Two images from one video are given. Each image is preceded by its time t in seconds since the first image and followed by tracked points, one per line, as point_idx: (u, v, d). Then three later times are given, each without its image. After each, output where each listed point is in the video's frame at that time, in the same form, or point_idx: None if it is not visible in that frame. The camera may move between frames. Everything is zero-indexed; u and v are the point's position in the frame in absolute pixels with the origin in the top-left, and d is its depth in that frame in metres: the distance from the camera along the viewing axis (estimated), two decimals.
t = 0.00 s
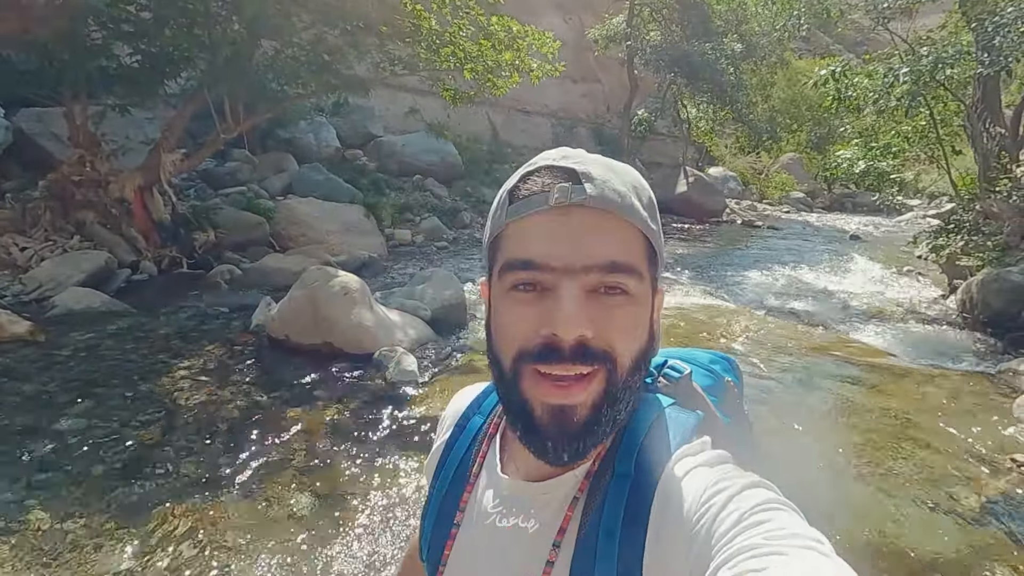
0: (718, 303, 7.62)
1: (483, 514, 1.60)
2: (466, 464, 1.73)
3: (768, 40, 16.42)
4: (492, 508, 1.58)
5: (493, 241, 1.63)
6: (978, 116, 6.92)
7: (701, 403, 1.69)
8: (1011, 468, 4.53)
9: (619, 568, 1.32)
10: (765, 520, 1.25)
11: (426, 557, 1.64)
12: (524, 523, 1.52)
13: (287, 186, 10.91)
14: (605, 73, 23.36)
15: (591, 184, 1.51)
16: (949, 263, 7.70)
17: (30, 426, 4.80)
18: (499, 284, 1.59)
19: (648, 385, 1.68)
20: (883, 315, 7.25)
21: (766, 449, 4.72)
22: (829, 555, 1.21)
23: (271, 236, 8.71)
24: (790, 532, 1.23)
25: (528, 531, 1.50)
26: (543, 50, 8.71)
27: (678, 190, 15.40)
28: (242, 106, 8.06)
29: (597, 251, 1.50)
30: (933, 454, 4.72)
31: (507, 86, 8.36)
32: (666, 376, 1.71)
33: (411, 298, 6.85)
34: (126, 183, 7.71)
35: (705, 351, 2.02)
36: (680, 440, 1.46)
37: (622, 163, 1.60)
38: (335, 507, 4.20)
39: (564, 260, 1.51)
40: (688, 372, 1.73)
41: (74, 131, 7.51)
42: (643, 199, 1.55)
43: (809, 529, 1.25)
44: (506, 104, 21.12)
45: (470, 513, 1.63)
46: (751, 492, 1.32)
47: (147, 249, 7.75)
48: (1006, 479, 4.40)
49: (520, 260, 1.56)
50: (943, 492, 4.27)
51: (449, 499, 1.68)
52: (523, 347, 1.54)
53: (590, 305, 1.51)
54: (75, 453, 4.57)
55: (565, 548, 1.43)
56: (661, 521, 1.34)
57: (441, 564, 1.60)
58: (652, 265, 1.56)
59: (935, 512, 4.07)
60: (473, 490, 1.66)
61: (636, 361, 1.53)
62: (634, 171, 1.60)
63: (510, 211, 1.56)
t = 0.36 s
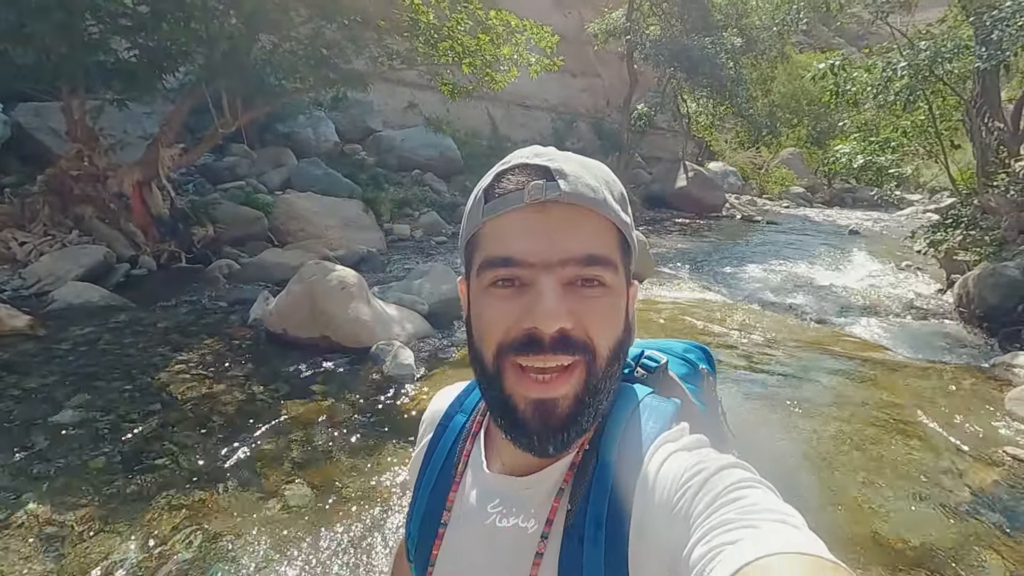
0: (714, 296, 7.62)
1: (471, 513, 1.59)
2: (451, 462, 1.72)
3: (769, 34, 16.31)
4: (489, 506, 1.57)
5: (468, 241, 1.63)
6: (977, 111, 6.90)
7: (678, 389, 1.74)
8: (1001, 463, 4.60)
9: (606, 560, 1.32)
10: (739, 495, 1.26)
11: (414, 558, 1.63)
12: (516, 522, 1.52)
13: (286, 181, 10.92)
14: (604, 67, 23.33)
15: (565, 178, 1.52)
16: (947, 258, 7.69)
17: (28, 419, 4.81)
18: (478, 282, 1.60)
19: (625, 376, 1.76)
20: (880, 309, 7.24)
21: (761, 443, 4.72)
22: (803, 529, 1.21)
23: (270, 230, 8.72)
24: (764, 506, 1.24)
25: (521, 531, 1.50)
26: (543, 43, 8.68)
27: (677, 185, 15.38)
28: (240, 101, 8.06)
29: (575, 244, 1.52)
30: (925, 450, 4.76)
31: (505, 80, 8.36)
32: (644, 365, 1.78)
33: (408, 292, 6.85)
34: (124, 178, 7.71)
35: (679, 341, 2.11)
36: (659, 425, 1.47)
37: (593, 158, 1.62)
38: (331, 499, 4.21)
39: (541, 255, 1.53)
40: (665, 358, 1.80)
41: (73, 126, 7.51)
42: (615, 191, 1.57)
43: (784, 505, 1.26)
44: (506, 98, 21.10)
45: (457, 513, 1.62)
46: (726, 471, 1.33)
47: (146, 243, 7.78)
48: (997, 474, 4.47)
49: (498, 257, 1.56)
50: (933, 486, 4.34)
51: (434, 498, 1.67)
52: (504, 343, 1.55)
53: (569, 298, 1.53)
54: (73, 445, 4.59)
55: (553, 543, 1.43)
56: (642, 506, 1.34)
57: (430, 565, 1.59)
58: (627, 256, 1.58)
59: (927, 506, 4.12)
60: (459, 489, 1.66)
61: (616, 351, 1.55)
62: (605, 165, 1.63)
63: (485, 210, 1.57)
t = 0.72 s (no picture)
0: (714, 291, 7.61)
1: (471, 508, 1.59)
2: (449, 455, 1.71)
3: (771, 26, 16.16)
4: (489, 504, 1.57)
5: (470, 238, 1.63)
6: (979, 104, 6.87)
7: (679, 382, 1.74)
8: (1000, 455, 4.61)
9: (609, 558, 1.32)
10: (743, 491, 1.26)
11: (411, 553, 1.63)
12: (516, 519, 1.52)
13: (286, 175, 10.90)
14: (605, 61, 23.35)
15: (569, 176, 1.51)
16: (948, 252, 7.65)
17: (29, 413, 4.81)
18: (480, 281, 1.59)
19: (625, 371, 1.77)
20: (880, 304, 7.23)
21: (760, 438, 4.72)
22: (805, 524, 1.23)
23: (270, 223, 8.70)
24: (768, 500, 1.25)
25: (522, 528, 1.50)
26: (543, 37, 8.68)
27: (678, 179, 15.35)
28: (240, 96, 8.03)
29: (578, 244, 1.52)
30: (924, 443, 4.76)
31: (505, 73, 8.35)
32: (643, 358, 1.78)
33: (408, 286, 6.84)
34: (124, 172, 7.72)
35: (675, 333, 2.13)
36: (662, 422, 1.47)
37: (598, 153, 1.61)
38: (333, 492, 4.22)
39: (544, 255, 1.52)
40: (665, 351, 1.80)
41: (72, 120, 7.49)
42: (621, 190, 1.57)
43: (785, 500, 1.27)
44: (506, 92, 21.05)
45: (456, 507, 1.62)
46: (729, 465, 1.33)
47: (146, 238, 7.77)
48: (996, 467, 4.49)
49: (500, 256, 1.55)
50: (932, 479, 4.36)
51: (432, 491, 1.66)
52: (505, 344, 1.54)
53: (572, 299, 1.52)
54: (75, 439, 4.60)
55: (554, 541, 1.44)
56: (645, 503, 1.34)
57: (428, 560, 1.58)
58: (631, 256, 1.58)
59: (926, 499, 4.14)
60: (458, 484, 1.65)
61: (618, 353, 1.55)
62: (610, 159, 1.62)
63: (487, 208, 1.56)
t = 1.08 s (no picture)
0: (714, 286, 7.60)
1: (469, 512, 1.58)
2: (445, 461, 1.71)
3: (773, 19, 16.10)
4: (488, 505, 1.56)
5: (472, 244, 1.59)
6: (981, 99, 6.85)
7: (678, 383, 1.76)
8: (999, 451, 4.62)
9: (612, 563, 1.31)
10: (749, 498, 1.28)
11: (408, 559, 1.62)
12: (515, 521, 1.52)
13: (285, 169, 10.86)
14: (606, 54, 23.30)
15: (574, 179, 1.48)
16: (948, 247, 7.59)
17: (30, 409, 4.80)
18: (480, 287, 1.57)
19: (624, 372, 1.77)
20: (881, 299, 7.22)
21: (762, 435, 4.72)
22: (812, 530, 1.25)
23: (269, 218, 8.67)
24: (773, 508, 1.27)
25: (521, 531, 1.50)
26: (544, 30, 8.63)
27: (678, 173, 15.30)
28: (239, 90, 7.98)
29: (582, 249, 1.50)
30: (925, 439, 4.77)
31: (505, 67, 8.31)
32: (643, 360, 1.80)
33: (408, 281, 6.83)
34: (123, 165, 7.70)
35: (674, 332, 2.16)
36: (662, 425, 1.49)
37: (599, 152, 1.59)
38: (335, 489, 4.22)
39: (548, 263, 1.50)
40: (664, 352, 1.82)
41: (70, 114, 7.45)
42: (624, 193, 1.55)
43: (790, 505, 1.29)
44: (506, 85, 20.99)
45: (452, 512, 1.62)
46: (733, 471, 1.34)
47: (145, 233, 7.74)
48: (996, 462, 4.50)
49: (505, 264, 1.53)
50: (932, 475, 4.37)
51: (429, 497, 1.66)
52: (512, 352, 1.52)
53: (579, 307, 1.50)
54: (76, 435, 4.59)
55: (555, 544, 1.44)
56: (649, 509, 1.34)
57: (425, 565, 1.58)
58: (633, 258, 1.57)
59: (925, 494, 4.16)
60: (454, 488, 1.65)
61: (624, 358, 1.54)
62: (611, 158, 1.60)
63: (487, 211, 1.53)
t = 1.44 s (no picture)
0: (713, 282, 7.60)
1: (464, 513, 1.59)
2: (440, 463, 1.72)
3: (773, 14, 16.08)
4: (489, 505, 1.57)
5: (456, 246, 1.62)
6: (980, 96, 6.88)
7: (672, 384, 1.77)
8: (997, 449, 4.65)
9: (604, 562, 1.32)
10: (740, 499, 1.27)
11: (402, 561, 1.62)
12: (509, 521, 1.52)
13: (283, 164, 10.83)
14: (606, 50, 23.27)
15: (555, 184, 1.49)
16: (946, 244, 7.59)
17: (29, 406, 4.79)
18: (462, 289, 1.59)
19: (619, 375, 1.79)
20: (879, 296, 7.23)
21: (762, 433, 4.74)
22: (804, 531, 1.24)
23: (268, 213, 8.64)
24: (765, 507, 1.27)
25: (516, 531, 1.50)
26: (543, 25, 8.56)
27: (677, 169, 15.28)
28: (237, 85, 7.95)
29: (560, 254, 1.50)
30: (921, 436, 4.79)
31: (504, 63, 8.23)
32: (635, 361, 1.81)
33: (407, 278, 6.82)
34: (120, 162, 7.69)
35: (668, 333, 2.15)
36: (655, 425, 1.50)
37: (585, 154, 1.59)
38: (335, 485, 4.23)
39: (526, 268, 1.51)
40: (657, 353, 1.83)
41: (67, 108, 7.41)
42: (607, 200, 1.55)
43: (783, 506, 1.29)
44: (504, 81, 20.96)
45: (447, 515, 1.62)
46: (725, 472, 1.34)
47: (143, 228, 7.69)
48: (993, 460, 4.52)
49: (484, 267, 1.55)
50: (929, 472, 4.39)
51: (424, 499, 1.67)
52: (490, 357, 1.54)
53: (556, 313, 1.51)
54: (75, 432, 4.58)
55: (549, 543, 1.44)
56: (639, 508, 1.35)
57: (419, 566, 1.58)
58: (618, 263, 1.57)
59: (922, 490, 4.18)
60: (448, 491, 1.66)
61: (604, 365, 1.54)
62: (599, 161, 1.60)
63: (471, 213, 1.55)
